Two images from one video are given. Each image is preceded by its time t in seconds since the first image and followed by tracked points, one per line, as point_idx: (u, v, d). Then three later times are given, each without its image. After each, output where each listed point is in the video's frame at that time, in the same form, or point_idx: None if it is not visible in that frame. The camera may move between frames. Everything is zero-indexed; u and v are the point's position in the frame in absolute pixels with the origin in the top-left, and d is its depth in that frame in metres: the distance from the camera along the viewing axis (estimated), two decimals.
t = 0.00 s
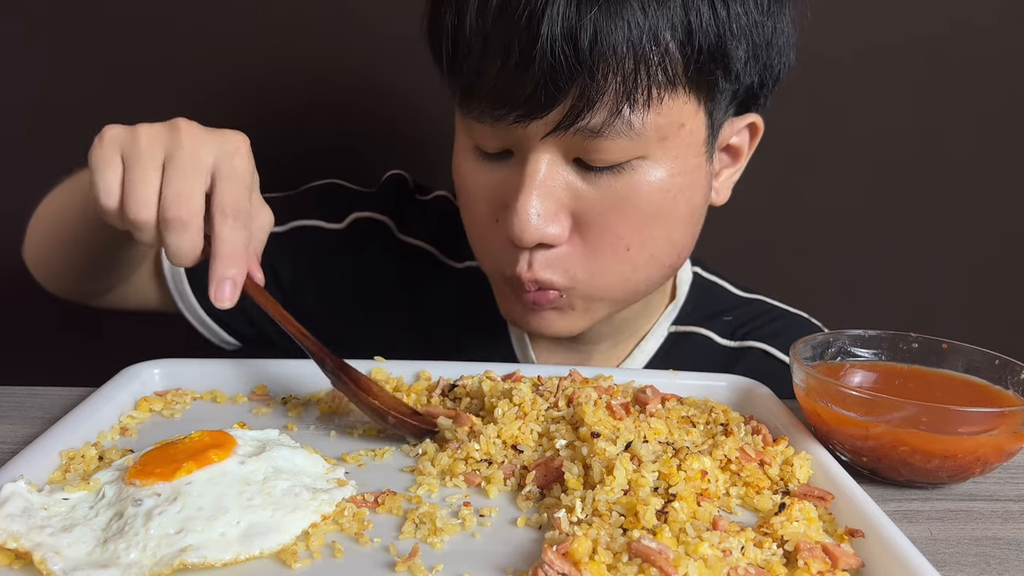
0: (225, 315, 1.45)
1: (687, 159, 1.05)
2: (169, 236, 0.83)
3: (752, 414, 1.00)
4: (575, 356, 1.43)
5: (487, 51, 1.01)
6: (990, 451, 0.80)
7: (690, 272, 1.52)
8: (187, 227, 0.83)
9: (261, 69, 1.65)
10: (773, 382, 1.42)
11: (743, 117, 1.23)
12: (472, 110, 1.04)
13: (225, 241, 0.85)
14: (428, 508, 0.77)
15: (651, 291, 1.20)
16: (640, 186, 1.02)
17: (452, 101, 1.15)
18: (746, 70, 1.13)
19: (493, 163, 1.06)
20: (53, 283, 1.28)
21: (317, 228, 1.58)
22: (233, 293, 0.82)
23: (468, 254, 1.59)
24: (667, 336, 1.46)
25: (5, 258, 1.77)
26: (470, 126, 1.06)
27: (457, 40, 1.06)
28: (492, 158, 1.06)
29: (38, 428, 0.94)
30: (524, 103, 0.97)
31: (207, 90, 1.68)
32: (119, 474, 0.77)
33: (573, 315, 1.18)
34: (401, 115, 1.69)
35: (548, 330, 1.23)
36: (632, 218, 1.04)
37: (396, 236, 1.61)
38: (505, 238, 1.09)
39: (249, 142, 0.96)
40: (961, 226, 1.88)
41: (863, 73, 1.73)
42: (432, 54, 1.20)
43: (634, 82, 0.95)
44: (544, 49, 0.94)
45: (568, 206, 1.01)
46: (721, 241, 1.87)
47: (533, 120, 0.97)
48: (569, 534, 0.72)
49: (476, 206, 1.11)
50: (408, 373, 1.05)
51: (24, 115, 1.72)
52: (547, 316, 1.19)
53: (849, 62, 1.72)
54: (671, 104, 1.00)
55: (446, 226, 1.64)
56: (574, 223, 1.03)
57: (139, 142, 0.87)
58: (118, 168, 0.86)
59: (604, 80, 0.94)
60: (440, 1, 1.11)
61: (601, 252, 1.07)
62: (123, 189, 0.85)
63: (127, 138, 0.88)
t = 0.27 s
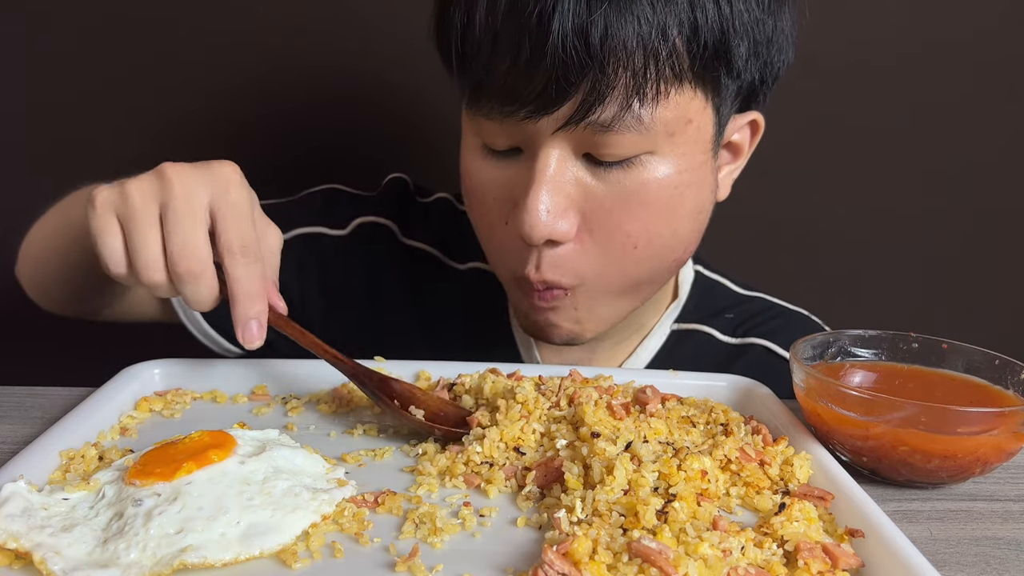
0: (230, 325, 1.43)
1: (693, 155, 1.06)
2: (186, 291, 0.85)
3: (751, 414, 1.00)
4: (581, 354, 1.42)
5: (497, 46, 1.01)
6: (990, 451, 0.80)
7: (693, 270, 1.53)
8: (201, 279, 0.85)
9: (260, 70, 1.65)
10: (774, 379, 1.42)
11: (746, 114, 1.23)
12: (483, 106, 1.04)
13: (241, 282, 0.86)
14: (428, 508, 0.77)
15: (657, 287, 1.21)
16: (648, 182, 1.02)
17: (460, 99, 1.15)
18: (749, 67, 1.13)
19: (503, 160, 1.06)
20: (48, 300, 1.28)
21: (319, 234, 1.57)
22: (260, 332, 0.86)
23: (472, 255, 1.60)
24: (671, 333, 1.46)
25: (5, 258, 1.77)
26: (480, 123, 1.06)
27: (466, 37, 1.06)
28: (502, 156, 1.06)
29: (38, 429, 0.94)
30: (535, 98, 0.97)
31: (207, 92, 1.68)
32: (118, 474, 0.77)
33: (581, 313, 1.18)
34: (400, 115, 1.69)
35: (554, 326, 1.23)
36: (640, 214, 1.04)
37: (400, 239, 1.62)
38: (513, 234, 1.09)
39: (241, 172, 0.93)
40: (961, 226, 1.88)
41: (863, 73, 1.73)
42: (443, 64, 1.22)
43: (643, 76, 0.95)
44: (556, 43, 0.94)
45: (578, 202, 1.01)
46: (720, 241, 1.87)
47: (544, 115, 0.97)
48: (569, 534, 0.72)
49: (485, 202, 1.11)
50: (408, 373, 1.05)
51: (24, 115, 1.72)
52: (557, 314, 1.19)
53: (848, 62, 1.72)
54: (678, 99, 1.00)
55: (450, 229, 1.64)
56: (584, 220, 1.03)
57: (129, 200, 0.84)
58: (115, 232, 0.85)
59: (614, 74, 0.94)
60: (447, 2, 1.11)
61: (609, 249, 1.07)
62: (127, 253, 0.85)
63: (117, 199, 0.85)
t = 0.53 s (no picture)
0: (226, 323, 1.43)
1: (689, 147, 1.06)
2: (150, 233, 0.83)
3: (752, 414, 1.00)
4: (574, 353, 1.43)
5: (494, 39, 1.00)
6: (990, 451, 0.80)
7: (689, 269, 1.52)
8: (171, 223, 0.83)
9: (260, 71, 1.66)
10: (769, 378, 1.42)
11: (743, 108, 1.24)
12: (480, 99, 1.04)
13: (211, 238, 0.84)
14: (428, 508, 0.77)
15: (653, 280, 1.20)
16: (644, 173, 1.02)
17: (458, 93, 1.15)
18: (746, 58, 1.13)
19: (500, 153, 1.06)
20: (47, 299, 1.29)
21: (318, 230, 1.58)
22: (215, 288, 0.80)
23: (470, 254, 1.59)
24: (667, 333, 1.45)
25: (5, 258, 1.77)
26: (477, 116, 1.06)
27: (463, 32, 1.06)
28: (498, 149, 1.06)
29: (38, 429, 0.94)
30: (532, 91, 0.97)
31: (206, 93, 1.68)
32: (118, 474, 0.77)
33: (578, 306, 1.17)
34: (400, 114, 1.69)
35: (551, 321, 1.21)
36: (637, 205, 1.04)
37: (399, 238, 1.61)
38: (511, 227, 1.08)
39: (240, 144, 0.96)
40: (961, 226, 1.88)
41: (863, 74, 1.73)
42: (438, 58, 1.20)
43: (639, 67, 0.96)
44: (552, 37, 0.94)
45: (574, 194, 1.01)
46: (720, 241, 1.87)
47: (540, 107, 0.96)
48: (569, 534, 0.72)
49: (481, 196, 1.10)
50: (408, 373, 1.05)
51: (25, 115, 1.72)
52: (554, 308, 1.18)
53: (847, 62, 1.72)
54: (674, 91, 1.01)
55: (448, 227, 1.63)
56: (581, 211, 1.03)
57: (128, 140, 0.88)
58: (104, 164, 0.87)
59: (610, 66, 0.95)
60: None
61: (606, 240, 1.07)
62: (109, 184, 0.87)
63: (117, 136, 0.89)
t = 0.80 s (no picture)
0: (226, 322, 1.41)
1: (689, 132, 1.06)
2: (198, 226, 0.83)
3: (751, 414, 1.00)
4: (573, 353, 1.43)
5: (494, 24, 1.01)
6: (990, 451, 0.80)
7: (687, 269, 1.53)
8: (222, 223, 0.85)
9: (259, 71, 1.66)
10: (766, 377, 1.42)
11: (738, 101, 1.25)
12: (481, 84, 1.04)
13: (258, 248, 0.85)
14: (428, 508, 0.77)
15: (655, 270, 1.19)
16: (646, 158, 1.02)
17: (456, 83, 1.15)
18: (740, 49, 1.13)
19: (499, 140, 1.06)
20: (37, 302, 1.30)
21: (319, 230, 1.58)
22: (254, 293, 0.79)
23: (468, 256, 1.59)
24: (664, 333, 1.46)
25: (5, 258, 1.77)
26: (476, 102, 1.07)
27: (464, 17, 1.07)
28: (498, 135, 1.06)
29: (38, 429, 0.94)
30: (533, 72, 0.97)
31: (206, 93, 1.68)
32: (119, 474, 0.77)
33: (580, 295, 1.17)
34: (399, 114, 1.69)
35: (554, 312, 1.20)
36: (638, 190, 1.04)
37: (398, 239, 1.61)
38: (512, 214, 1.08)
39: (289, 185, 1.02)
40: (960, 226, 1.88)
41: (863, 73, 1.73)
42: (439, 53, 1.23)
43: (640, 48, 0.96)
44: (553, 18, 0.95)
45: (576, 179, 1.01)
46: (720, 241, 1.87)
47: (541, 89, 0.97)
48: (569, 534, 0.72)
49: (481, 185, 1.10)
50: (408, 373, 1.05)
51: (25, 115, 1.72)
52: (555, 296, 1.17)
53: (846, 62, 1.72)
54: (674, 74, 1.01)
55: (446, 227, 1.64)
56: (583, 197, 1.03)
57: (190, 152, 0.93)
58: (159, 164, 0.90)
59: (611, 47, 0.95)
60: None
61: (608, 227, 1.07)
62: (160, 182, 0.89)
63: (179, 146, 0.94)
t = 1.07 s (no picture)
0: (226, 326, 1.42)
1: (703, 124, 1.07)
2: (187, 276, 0.84)
3: (751, 414, 1.00)
4: (573, 354, 1.44)
5: (514, 11, 1.01)
6: (991, 451, 0.80)
7: (687, 269, 1.53)
8: (208, 267, 0.85)
9: (260, 70, 1.66)
10: (766, 378, 1.42)
11: (748, 97, 1.26)
12: (498, 73, 1.04)
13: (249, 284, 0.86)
14: (428, 508, 0.77)
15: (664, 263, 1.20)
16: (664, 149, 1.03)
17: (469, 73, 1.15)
18: (753, 44, 1.15)
19: (515, 130, 1.06)
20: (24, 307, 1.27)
21: (318, 234, 1.57)
22: (257, 334, 0.81)
23: (467, 257, 1.59)
24: (665, 333, 1.46)
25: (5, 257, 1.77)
26: (492, 92, 1.06)
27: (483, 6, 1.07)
28: (514, 126, 1.06)
29: (38, 428, 0.94)
30: (556, 60, 0.97)
31: (206, 93, 1.68)
32: (118, 474, 0.77)
33: (594, 289, 1.16)
34: (400, 115, 1.69)
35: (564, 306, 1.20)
36: (655, 180, 1.04)
37: (398, 240, 1.61)
38: (528, 205, 1.07)
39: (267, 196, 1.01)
40: (960, 227, 1.88)
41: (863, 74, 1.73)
42: (450, 45, 1.25)
43: (663, 38, 0.97)
44: (578, 7, 0.95)
45: (595, 169, 1.01)
46: (720, 241, 1.87)
47: (564, 77, 0.97)
48: (569, 534, 0.72)
49: (496, 176, 1.09)
50: (408, 373, 1.05)
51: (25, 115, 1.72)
52: (570, 291, 1.16)
53: (847, 62, 1.72)
54: (692, 65, 1.02)
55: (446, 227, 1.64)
56: (600, 186, 1.03)
57: (157, 187, 0.91)
58: (132, 211, 0.89)
59: (635, 35, 0.96)
60: None
61: (624, 217, 1.07)
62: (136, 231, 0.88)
63: (143, 183, 0.92)
